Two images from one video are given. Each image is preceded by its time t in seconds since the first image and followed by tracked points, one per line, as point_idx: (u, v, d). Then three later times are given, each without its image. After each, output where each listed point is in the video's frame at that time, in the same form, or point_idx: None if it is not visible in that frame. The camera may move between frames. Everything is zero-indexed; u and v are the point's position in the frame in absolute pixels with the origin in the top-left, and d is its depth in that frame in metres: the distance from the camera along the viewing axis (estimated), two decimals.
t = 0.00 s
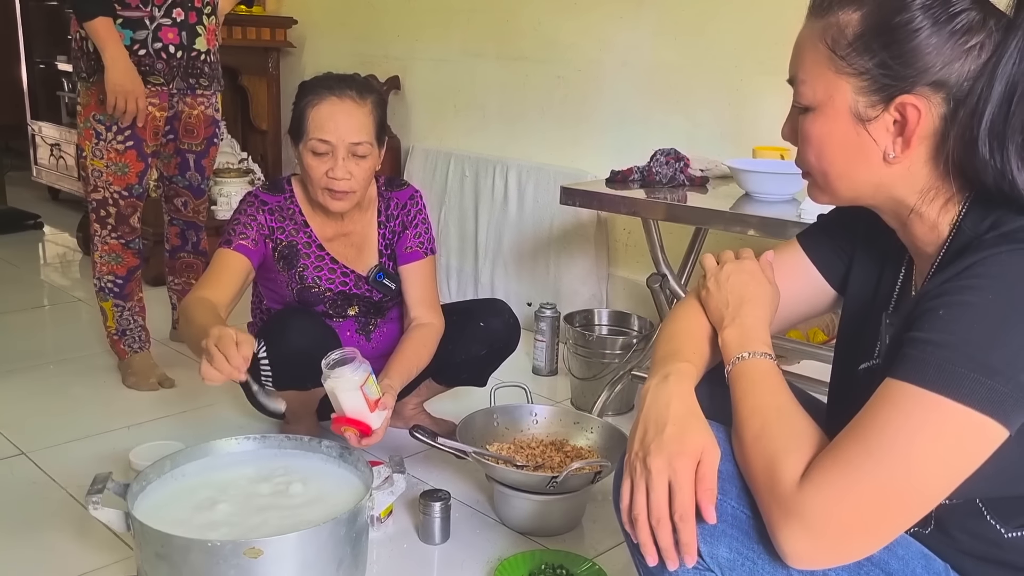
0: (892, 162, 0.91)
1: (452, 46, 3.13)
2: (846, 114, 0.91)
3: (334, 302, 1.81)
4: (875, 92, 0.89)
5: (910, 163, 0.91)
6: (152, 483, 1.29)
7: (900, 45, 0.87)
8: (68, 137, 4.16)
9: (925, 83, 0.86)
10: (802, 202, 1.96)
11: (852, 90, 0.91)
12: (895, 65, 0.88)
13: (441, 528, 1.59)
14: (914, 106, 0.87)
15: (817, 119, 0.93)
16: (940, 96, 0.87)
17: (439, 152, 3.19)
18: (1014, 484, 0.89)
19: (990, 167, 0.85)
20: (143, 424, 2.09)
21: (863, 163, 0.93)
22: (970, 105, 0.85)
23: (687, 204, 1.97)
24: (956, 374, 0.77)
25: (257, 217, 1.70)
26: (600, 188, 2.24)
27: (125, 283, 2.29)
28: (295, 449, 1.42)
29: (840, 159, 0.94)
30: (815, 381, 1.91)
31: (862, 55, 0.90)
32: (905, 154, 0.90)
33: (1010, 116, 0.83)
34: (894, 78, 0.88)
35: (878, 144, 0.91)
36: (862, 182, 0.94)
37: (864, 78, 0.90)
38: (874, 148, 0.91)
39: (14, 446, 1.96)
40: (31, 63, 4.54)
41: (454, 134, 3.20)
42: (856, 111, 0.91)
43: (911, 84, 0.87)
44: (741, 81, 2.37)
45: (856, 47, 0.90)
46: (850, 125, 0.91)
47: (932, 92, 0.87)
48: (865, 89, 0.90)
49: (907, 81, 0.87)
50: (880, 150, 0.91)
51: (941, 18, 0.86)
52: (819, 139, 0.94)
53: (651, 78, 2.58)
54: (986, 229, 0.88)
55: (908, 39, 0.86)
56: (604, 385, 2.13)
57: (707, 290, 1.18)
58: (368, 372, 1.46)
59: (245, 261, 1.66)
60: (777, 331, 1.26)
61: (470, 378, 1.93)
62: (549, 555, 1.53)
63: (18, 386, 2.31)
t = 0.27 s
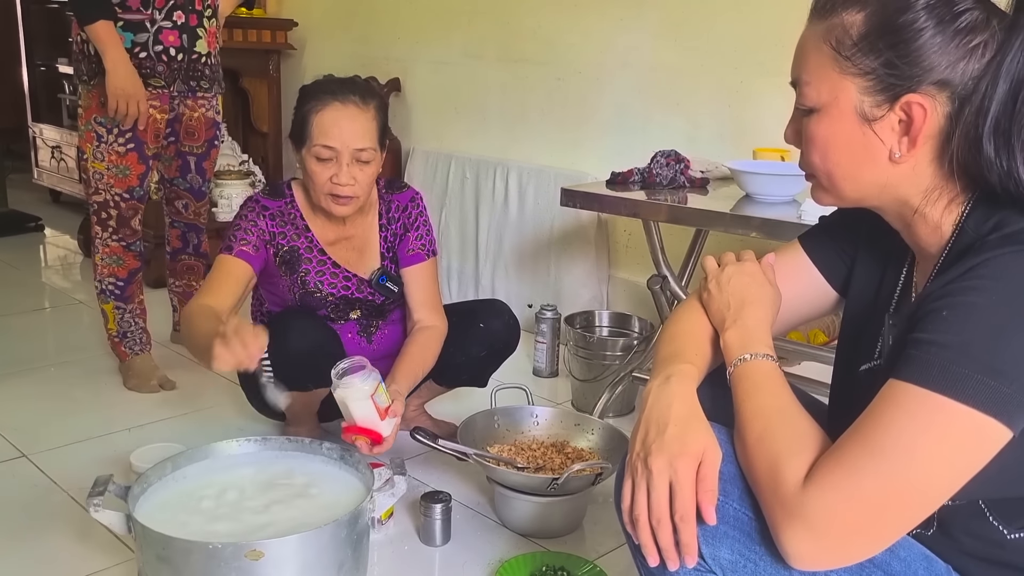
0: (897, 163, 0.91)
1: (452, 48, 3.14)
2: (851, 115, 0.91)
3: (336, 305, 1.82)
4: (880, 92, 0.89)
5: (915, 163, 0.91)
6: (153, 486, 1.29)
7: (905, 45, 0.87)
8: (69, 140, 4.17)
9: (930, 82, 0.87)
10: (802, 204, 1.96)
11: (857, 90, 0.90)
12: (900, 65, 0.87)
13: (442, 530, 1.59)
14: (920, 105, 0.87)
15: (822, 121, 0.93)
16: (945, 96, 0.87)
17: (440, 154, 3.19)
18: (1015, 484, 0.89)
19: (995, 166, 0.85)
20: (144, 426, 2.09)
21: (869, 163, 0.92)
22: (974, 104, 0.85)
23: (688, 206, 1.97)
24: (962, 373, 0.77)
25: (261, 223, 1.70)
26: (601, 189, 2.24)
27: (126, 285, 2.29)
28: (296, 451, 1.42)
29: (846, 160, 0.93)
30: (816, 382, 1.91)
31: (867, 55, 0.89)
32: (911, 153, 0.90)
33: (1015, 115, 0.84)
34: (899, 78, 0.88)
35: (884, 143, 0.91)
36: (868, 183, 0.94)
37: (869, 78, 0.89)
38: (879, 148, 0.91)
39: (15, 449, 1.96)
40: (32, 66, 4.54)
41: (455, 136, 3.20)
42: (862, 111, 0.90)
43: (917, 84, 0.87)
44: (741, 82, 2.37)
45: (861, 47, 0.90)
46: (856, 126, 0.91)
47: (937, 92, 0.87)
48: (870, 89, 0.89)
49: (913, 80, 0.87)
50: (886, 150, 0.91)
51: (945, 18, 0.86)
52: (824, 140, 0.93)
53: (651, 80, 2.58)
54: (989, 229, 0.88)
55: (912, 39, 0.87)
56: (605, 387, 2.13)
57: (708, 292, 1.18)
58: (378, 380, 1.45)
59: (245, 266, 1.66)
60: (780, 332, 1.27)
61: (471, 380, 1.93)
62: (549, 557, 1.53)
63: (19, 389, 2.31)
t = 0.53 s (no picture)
0: (896, 162, 0.91)
1: (453, 48, 3.14)
2: (849, 115, 0.91)
3: (333, 300, 1.80)
4: (877, 92, 0.89)
5: (915, 162, 0.91)
6: (152, 484, 1.29)
7: (901, 44, 0.87)
8: (69, 138, 4.17)
9: (927, 81, 0.86)
10: (803, 204, 1.96)
11: (854, 90, 0.90)
12: (897, 66, 0.87)
13: (442, 529, 1.59)
14: (916, 104, 0.87)
15: (820, 121, 0.93)
16: (943, 94, 0.87)
17: (440, 153, 3.19)
18: (1014, 484, 0.89)
19: (993, 164, 0.85)
20: (143, 425, 2.09)
21: (868, 162, 0.92)
22: (972, 103, 0.85)
23: (688, 206, 1.97)
24: (959, 368, 0.77)
25: (255, 218, 1.70)
26: (601, 189, 2.24)
27: (126, 284, 2.29)
28: (296, 450, 1.42)
29: (844, 160, 0.93)
30: (816, 383, 1.91)
31: (863, 55, 0.89)
32: (910, 152, 0.90)
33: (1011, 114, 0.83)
34: (896, 77, 0.88)
35: (882, 143, 0.91)
36: (867, 183, 0.93)
37: (866, 79, 0.90)
38: (877, 148, 0.91)
39: (15, 447, 1.96)
40: (32, 64, 4.53)
41: (455, 135, 3.20)
42: (860, 110, 0.90)
43: (914, 83, 0.87)
44: (742, 82, 2.37)
45: (858, 47, 0.90)
46: (854, 125, 0.91)
47: (934, 91, 0.87)
48: (868, 88, 0.90)
49: (910, 79, 0.87)
50: (884, 150, 0.91)
51: (941, 18, 0.86)
52: (822, 140, 0.93)
53: (652, 80, 2.58)
54: (988, 229, 0.88)
55: (907, 39, 0.87)
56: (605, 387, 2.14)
57: (708, 292, 1.18)
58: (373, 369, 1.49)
59: (242, 264, 1.67)
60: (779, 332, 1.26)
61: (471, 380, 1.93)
62: (549, 557, 1.52)
63: (18, 387, 2.31)
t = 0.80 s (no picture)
0: (898, 161, 0.91)
1: (455, 46, 3.13)
2: (852, 114, 0.91)
3: (334, 298, 1.80)
4: (880, 90, 0.89)
5: (918, 162, 0.90)
6: (153, 481, 1.29)
7: (904, 43, 0.87)
8: (71, 134, 4.17)
9: (929, 80, 0.86)
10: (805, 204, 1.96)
11: (857, 89, 0.91)
12: (899, 64, 0.87)
13: (442, 527, 1.59)
14: (919, 102, 0.87)
15: (824, 120, 0.93)
16: (945, 93, 0.87)
17: (442, 152, 3.19)
18: (1015, 486, 0.89)
19: (997, 164, 0.85)
20: (143, 422, 2.09)
21: (871, 162, 0.92)
22: (975, 102, 0.85)
23: (690, 206, 1.97)
24: (964, 367, 0.77)
25: (256, 218, 1.70)
26: (603, 188, 2.24)
27: (127, 280, 2.29)
28: (296, 447, 1.42)
29: (847, 160, 0.93)
30: (817, 383, 1.90)
31: (866, 54, 0.90)
32: (912, 151, 0.90)
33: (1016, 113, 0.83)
34: (899, 75, 0.88)
35: (885, 142, 0.91)
36: (870, 183, 0.93)
37: (869, 77, 0.90)
38: (880, 146, 0.91)
39: (15, 442, 1.96)
40: (35, 60, 4.53)
41: (457, 133, 3.20)
42: (862, 109, 0.90)
43: (916, 82, 0.87)
44: (744, 82, 2.37)
45: (861, 46, 0.90)
46: (856, 124, 0.91)
47: (937, 89, 0.87)
48: (870, 87, 0.90)
49: (912, 77, 0.87)
50: (887, 149, 0.91)
51: (943, 17, 0.86)
52: (825, 139, 0.94)
53: (654, 79, 2.58)
54: (991, 229, 0.88)
55: (909, 38, 0.87)
56: (605, 386, 2.15)
57: (709, 291, 1.18)
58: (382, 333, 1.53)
59: (245, 272, 1.67)
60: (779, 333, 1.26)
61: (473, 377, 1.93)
62: (549, 555, 1.52)
63: (19, 382, 2.31)
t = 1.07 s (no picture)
0: (890, 160, 0.91)
1: (457, 45, 3.13)
2: (844, 114, 0.92)
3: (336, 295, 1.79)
4: (871, 90, 0.89)
5: (909, 162, 0.91)
6: (154, 479, 1.29)
7: (895, 44, 0.87)
8: (73, 133, 4.17)
9: (919, 80, 0.87)
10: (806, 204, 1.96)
11: (848, 90, 0.91)
12: (891, 65, 0.88)
13: (443, 526, 1.59)
14: (908, 102, 0.87)
15: (817, 120, 0.94)
16: (937, 93, 0.87)
17: (444, 151, 3.19)
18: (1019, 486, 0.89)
19: (993, 163, 0.85)
20: (144, 420, 2.09)
21: (862, 161, 0.93)
22: (969, 103, 0.85)
23: (691, 205, 1.97)
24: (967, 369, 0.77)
25: (257, 212, 1.70)
26: (604, 188, 2.24)
27: (128, 278, 2.29)
28: (297, 446, 1.42)
29: (839, 159, 0.94)
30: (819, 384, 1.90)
31: (858, 54, 0.90)
32: (902, 151, 0.90)
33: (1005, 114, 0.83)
34: (891, 75, 0.88)
35: (876, 141, 0.91)
36: (865, 181, 0.94)
37: (861, 77, 0.90)
38: (873, 145, 0.91)
39: (17, 441, 1.96)
40: (37, 58, 4.53)
41: (458, 133, 3.20)
42: (853, 108, 0.91)
43: (908, 81, 0.87)
44: (746, 81, 2.37)
45: (852, 46, 0.90)
46: (847, 125, 0.92)
47: (927, 89, 0.87)
48: (862, 87, 0.90)
49: (904, 77, 0.87)
50: (879, 148, 0.91)
51: (935, 18, 0.86)
52: (819, 138, 0.94)
53: (655, 79, 2.58)
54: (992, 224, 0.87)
55: (902, 39, 0.87)
56: (606, 386, 2.14)
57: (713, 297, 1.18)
58: (375, 351, 1.52)
59: (246, 257, 1.67)
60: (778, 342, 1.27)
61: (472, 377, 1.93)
62: (551, 555, 1.52)
63: (20, 381, 2.31)
